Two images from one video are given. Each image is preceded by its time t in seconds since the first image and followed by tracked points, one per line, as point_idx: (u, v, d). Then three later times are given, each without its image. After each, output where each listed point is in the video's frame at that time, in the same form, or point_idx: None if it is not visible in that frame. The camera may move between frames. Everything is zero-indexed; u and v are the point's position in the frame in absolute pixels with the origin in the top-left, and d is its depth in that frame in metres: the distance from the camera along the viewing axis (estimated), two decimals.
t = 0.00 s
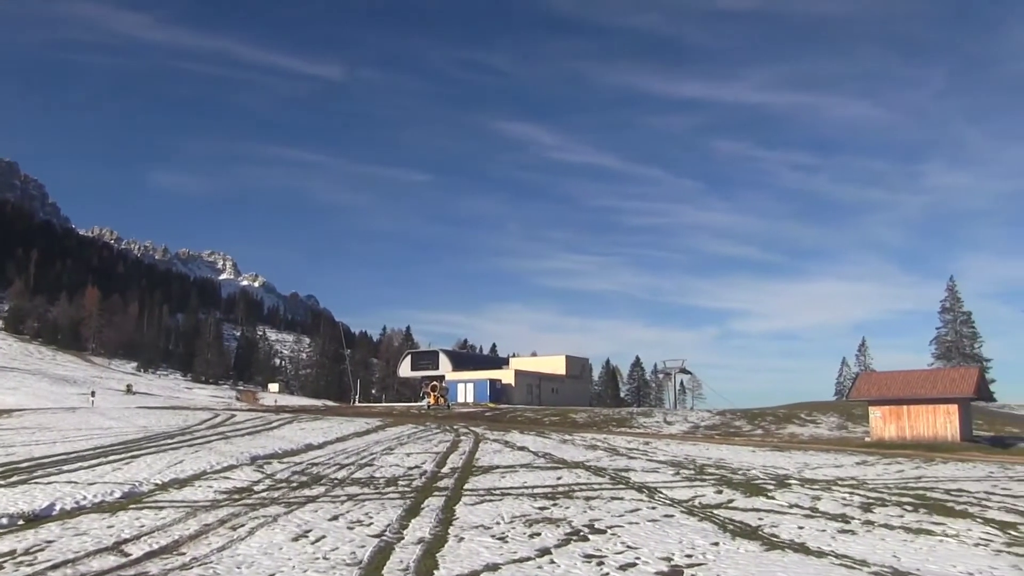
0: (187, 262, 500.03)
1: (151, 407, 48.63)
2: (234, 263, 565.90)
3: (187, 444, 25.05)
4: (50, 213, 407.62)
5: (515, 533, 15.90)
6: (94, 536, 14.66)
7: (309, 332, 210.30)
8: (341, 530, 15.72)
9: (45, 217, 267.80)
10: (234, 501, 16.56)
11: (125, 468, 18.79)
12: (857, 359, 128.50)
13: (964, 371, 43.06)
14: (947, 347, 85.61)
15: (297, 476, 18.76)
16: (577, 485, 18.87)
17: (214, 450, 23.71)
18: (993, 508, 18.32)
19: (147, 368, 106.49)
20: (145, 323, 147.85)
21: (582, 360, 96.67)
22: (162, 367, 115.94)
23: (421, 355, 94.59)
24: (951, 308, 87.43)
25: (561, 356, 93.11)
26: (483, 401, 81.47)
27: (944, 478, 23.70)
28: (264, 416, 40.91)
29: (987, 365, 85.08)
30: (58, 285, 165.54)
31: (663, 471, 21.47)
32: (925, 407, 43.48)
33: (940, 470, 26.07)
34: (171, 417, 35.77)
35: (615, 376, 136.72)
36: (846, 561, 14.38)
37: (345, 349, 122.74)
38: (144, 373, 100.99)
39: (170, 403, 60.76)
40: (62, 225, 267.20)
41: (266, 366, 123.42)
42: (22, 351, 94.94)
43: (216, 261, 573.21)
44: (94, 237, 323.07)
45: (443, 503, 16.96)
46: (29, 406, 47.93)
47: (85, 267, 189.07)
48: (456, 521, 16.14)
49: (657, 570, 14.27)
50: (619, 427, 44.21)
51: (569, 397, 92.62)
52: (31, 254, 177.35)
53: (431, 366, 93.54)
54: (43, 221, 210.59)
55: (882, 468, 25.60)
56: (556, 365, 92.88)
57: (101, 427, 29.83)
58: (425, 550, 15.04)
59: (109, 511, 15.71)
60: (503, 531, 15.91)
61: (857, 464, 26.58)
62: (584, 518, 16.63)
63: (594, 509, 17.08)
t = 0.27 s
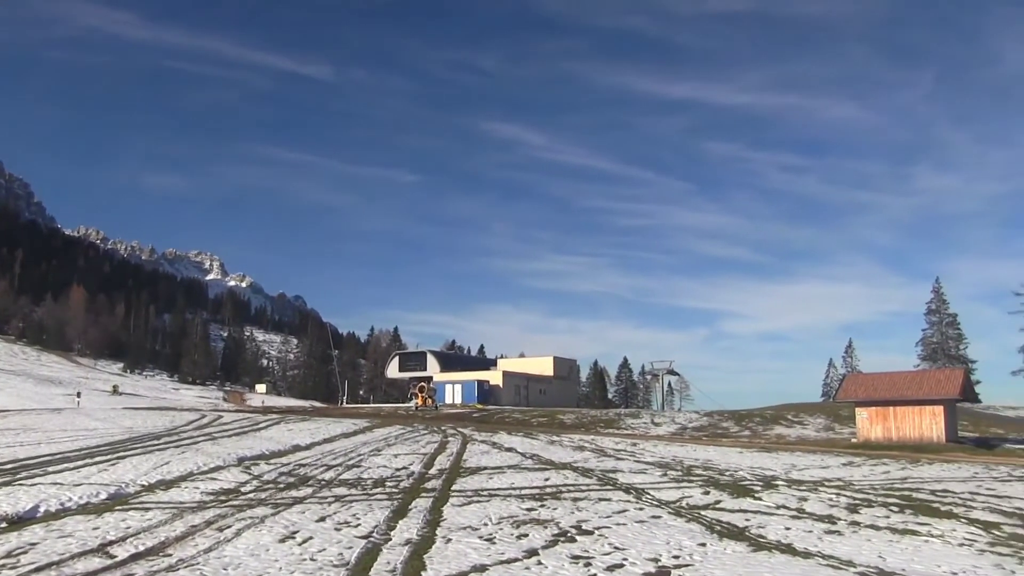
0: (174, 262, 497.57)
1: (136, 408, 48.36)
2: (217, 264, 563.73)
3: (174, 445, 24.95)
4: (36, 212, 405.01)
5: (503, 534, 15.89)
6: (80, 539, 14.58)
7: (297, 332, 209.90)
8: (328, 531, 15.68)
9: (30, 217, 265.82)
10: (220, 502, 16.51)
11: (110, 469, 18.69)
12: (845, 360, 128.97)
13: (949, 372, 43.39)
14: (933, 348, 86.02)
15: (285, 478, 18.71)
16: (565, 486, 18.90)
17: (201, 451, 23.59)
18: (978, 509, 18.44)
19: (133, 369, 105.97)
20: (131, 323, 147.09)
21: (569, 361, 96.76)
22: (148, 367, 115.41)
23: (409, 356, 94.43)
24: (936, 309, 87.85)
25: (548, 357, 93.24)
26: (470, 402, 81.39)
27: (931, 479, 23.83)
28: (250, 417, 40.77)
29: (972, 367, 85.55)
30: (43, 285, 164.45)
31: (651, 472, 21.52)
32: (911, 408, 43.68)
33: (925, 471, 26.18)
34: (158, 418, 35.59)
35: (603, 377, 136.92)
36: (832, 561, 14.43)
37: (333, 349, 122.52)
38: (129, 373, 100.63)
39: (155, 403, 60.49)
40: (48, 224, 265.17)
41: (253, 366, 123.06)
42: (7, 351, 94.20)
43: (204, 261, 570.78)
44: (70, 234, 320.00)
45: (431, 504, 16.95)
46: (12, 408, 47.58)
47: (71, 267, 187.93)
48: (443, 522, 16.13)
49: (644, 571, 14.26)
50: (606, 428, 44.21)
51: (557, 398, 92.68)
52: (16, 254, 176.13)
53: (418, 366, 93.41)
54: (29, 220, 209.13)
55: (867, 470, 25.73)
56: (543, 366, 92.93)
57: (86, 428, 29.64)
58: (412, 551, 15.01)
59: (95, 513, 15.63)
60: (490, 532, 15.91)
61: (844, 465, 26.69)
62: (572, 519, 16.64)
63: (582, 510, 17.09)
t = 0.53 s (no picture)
0: (162, 262, 495.45)
1: (123, 408, 48.08)
2: (206, 264, 561.57)
3: (162, 446, 24.85)
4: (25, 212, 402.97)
5: (492, 534, 15.88)
6: (66, 540, 14.51)
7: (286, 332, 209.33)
8: (317, 532, 15.64)
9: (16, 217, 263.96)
10: (209, 503, 16.46)
11: (97, 470, 18.60)
12: (833, 362, 129.36)
13: (937, 372, 43.61)
14: (920, 349, 86.34)
15: (273, 478, 18.67)
16: (554, 487, 18.91)
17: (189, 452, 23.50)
18: (965, 509, 18.54)
19: (121, 369, 105.44)
20: (119, 323, 146.36)
21: (558, 362, 96.81)
22: (137, 368, 114.85)
23: (398, 357, 94.25)
24: (924, 311, 88.24)
25: (538, 358, 93.35)
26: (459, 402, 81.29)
27: (918, 480, 23.95)
28: (239, 417, 40.64)
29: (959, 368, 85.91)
30: (31, 285, 163.39)
31: (640, 473, 21.57)
32: (899, 409, 43.85)
33: (912, 472, 26.27)
34: (145, 418, 35.41)
35: (592, 378, 137.05)
36: (821, 561, 14.46)
37: (322, 350, 122.25)
38: (117, 373, 100.42)
39: (143, 403, 60.30)
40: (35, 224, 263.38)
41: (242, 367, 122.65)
42: None
43: (193, 261, 568.65)
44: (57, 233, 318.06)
45: (420, 505, 16.93)
46: None
47: (58, 267, 186.87)
48: (433, 523, 16.11)
49: (634, 571, 14.23)
50: (596, 429, 44.20)
51: (547, 399, 92.70)
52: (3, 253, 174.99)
53: (407, 367, 93.24)
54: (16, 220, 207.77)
55: (855, 470, 25.83)
56: (532, 367, 92.92)
57: (73, 429, 29.43)
58: (401, 552, 14.96)
59: (82, 514, 15.55)
60: (480, 533, 15.88)
61: (832, 466, 26.79)
62: (561, 520, 16.65)
63: (571, 511, 17.11)
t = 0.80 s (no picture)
0: (149, 262, 492.89)
1: (108, 408, 47.77)
2: (194, 264, 559.01)
3: (148, 446, 24.74)
4: (11, 211, 400.20)
5: (479, 535, 15.87)
6: (51, 541, 14.43)
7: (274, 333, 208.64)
8: (304, 533, 15.62)
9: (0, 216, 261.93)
10: (194, 503, 16.42)
11: (82, 471, 18.52)
12: (820, 363, 129.76)
13: (923, 373, 43.81)
14: (906, 351, 86.80)
15: (260, 479, 18.63)
16: (541, 488, 18.96)
17: (175, 452, 23.42)
18: (949, 509, 18.68)
19: (107, 369, 104.84)
20: (105, 324, 145.56)
21: (546, 363, 96.85)
22: (123, 368, 114.23)
23: (385, 358, 94.03)
24: (910, 313, 88.66)
25: (527, 358, 93.18)
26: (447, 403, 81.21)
27: (903, 481, 24.10)
28: (226, 418, 40.49)
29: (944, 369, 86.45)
30: (16, 285, 162.28)
31: (627, 474, 21.62)
32: (885, 410, 44.00)
33: (898, 472, 26.43)
34: (131, 419, 35.24)
35: (580, 379, 137.08)
36: (806, 562, 14.51)
37: (309, 350, 121.93)
38: (102, 372, 100.14)
39: (128, 404, 60.07)
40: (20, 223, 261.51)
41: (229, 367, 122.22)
42: None
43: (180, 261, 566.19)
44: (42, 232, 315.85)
45: (407, 505, 16.93)
46: None
47: (44, 267, 185.66)
48: (420, 524, 16.10)
49: (620, 571, 14.24)
50: (583, 430, 44.24)
51: (534, 400, 92.74)
52: None
53: (395, 368, 93.05)
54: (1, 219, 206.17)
55: (841, 471, 25.95)
56: (520, 368, 92.88)
57: (57, 430, 29.24)
58: (388, 552, 14.93)
59: (67, 515, 15.49)
60: (467, 533, 15.88)
61: (819, 467, 26.91)
62: (548, 521, 16.69)
63: (558, 512, 17.15)
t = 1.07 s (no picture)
0: (137, 262, 490.35)
1: (94, 408, 47.52)
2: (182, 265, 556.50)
3: (135, 447, 24.65)
4: None
5: (467, 536, 15.86)
6: (35, 544, 14.35)
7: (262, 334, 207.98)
8: (291, 534, 15.56)
9: None
10: (181, 504, 16.35)
11: (68, 472, 18.42)
12: (807, 364, 130.22)
13: (909, 375, 43.99)
14: (893, 352, 87.24)
15: (247, 480, 18.58)
16: (529, 489, 18.98)
17: (162, 452, 23.35)
18: (934, 509, 18.81)
19: (93, 370, 104.24)
20: (91, 324, 144.74)
21: (534, 364, 96.90)
22: (109, 369, 113.62)
23: (373, 358, 93.82)
24: (896, 314, 89.12)
25: (515, 359, 93.10)
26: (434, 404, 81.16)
27: (888, 481, 24.25)
28: (213, 418, 40.34)
29: (929, 371, 86.95)
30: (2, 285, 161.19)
31: (615, 474, 21.67)
32: (872, 411, 44.17)
33: (884, 473, 26.56)
34: (117, 420, 35.10)
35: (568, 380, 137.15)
36: (792, 562, 14.54)
37: (297, 351, 121.58)
38: (88, 373, 99.58)
39: (113, 405, 59.75)
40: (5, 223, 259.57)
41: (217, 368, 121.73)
42: None
43: (168, 262, 563.35)
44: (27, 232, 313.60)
45: (394, 506, 16.91)
46: None
47: (30, 267, 184.49)
48: (408, 525, 16.08)
49: (608, 572, 14.24)
50: (571, 431, 44.26)
51: (522, 401, 92.80)
52: None
53: (382, 369, 92.88)
54: None
55: (828, 471, 26.08)
56: (508, 369, 92.85)
57: (42, 431, 29.07)
58: (376, 554, 14.87)
59: (51, 517, 15.40)
60: (454, 534, 15.86)
61: (805, 467, 27.04)
62: (536, 522, 16.70)
63: (545, 512, 17.18)
